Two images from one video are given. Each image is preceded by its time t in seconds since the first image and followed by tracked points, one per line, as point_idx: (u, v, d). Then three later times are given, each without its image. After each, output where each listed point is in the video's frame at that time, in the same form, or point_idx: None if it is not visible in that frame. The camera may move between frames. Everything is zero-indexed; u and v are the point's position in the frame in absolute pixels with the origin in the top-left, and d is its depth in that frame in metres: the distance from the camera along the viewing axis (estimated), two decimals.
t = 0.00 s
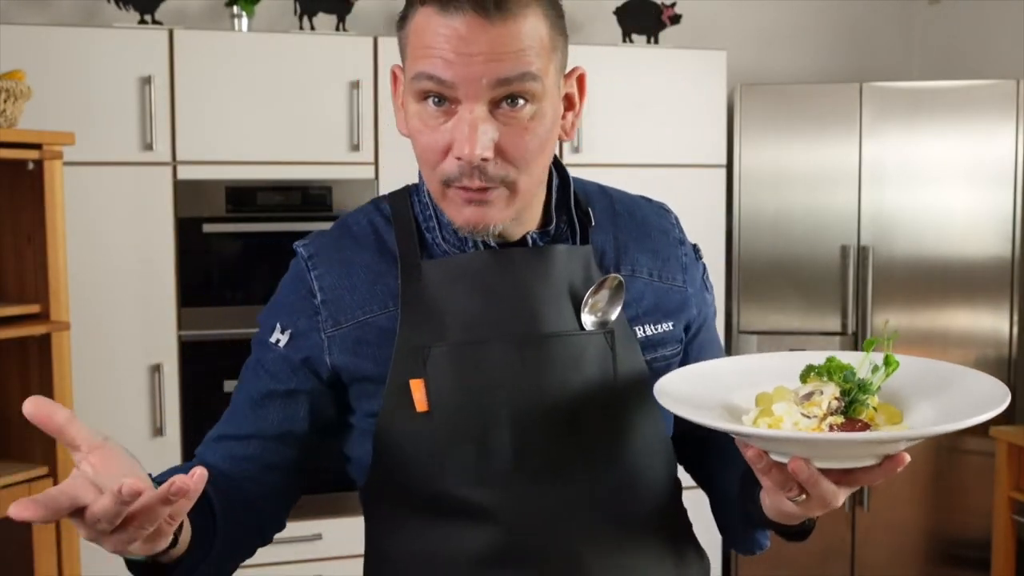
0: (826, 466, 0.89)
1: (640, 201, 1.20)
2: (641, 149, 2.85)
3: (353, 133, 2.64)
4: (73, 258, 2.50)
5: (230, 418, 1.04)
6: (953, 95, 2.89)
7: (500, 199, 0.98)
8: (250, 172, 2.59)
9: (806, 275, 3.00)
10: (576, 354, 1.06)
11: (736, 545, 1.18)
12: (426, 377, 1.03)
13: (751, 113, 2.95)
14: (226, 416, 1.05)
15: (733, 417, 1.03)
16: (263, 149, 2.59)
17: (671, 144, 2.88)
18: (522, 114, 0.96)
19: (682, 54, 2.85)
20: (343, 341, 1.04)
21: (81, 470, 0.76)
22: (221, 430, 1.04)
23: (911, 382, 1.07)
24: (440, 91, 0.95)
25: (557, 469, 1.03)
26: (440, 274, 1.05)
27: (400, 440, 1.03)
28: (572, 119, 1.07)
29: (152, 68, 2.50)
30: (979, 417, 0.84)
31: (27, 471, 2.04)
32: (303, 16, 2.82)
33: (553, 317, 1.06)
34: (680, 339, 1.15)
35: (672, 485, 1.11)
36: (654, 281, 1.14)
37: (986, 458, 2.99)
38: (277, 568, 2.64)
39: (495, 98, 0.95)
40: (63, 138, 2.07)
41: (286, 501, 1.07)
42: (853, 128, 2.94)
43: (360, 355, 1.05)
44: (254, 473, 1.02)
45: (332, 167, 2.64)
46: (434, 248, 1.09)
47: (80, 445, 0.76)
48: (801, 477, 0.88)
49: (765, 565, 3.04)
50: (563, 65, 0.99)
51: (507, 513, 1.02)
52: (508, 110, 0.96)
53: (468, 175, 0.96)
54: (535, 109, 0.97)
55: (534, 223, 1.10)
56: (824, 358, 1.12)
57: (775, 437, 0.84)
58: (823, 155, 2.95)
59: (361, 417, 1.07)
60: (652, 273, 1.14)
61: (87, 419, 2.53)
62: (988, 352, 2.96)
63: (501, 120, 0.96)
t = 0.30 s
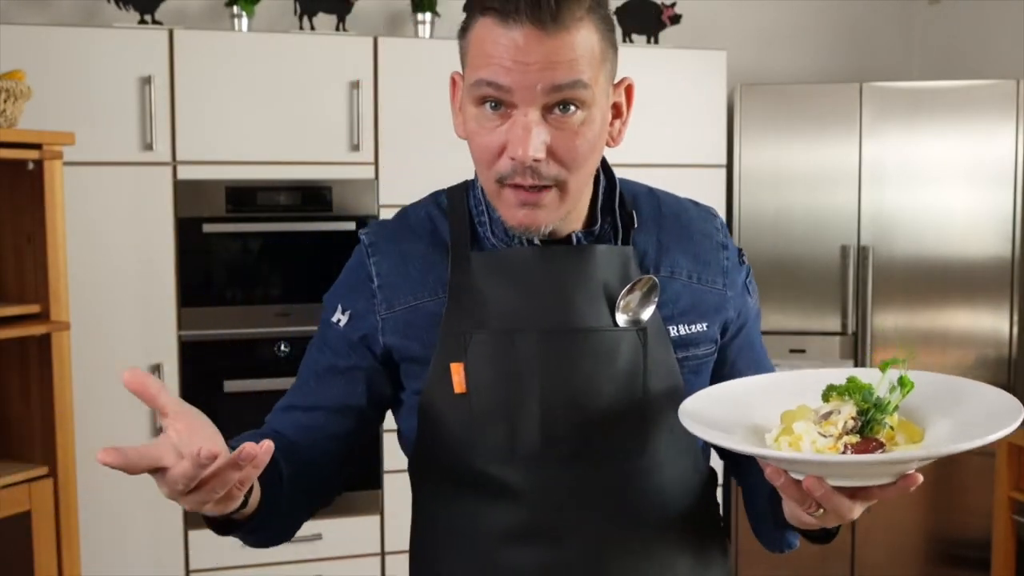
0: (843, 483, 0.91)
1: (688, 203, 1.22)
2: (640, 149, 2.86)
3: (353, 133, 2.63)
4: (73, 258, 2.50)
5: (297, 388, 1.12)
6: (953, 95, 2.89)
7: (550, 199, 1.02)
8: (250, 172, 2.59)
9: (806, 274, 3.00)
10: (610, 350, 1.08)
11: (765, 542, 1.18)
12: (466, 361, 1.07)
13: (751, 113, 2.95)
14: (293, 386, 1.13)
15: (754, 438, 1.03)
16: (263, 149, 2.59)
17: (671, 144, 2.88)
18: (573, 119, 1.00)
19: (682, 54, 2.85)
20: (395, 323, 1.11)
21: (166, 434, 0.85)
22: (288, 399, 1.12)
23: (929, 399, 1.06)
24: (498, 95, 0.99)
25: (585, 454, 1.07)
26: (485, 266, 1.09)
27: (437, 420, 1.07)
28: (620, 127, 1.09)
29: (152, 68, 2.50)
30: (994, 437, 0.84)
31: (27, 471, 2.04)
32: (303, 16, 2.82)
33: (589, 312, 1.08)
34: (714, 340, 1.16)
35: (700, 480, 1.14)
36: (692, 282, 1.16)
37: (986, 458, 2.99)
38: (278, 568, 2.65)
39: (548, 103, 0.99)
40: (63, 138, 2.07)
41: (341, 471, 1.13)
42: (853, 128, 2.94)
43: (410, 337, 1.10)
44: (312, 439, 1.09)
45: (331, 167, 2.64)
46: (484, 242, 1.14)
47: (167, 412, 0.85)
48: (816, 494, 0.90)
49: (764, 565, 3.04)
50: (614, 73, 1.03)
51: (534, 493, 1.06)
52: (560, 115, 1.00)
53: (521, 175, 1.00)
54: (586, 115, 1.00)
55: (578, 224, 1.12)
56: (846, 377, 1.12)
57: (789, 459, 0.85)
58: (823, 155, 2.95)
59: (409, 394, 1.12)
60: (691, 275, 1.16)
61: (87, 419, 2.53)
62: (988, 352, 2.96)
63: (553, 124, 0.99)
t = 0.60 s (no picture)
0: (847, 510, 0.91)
1: (723, 215, 1.23)
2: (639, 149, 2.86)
3: (353, 133, 2.63)
4: (73, 258, 2.50)
5: (345, 371, 1.20)
6: (953, 95, 2.89)
7: (579, 202, 1.06)
8: (250, 172, 2.59)
9: (805, 274, 3.00)
10: (622, 356, 1.12)
11: (779, 545, 1.18)
12: (485, 355, 1.13)
13: (751, 113, 2.95)
14: (342, 369, 1.21)
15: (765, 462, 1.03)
16: (263, 149, 2.59)
17: (671, 144, 2.88)
18: (603, 126, 1.05)
19: (682, 54, 2.85)
20: (427, 313, 1.16)
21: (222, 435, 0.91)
22: (338, 382, 1.20)
23: (941, 432, 1.06)
24: (532, 101, 1.04)
25: (594, 449, 1.11)
26: (511, 266, 1.14)
27: (456, 408, 1.14)
28: (650, 136, 1.14)
29: (152, 68, 2.50)
30: (994, 473, 0.85)
31: (27, 471, 2.04)
32: (303, 16, 2.83)
33: (604, 319, 1.12)
34: (730, 352, 1.17)
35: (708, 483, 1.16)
36: (714, 295, 1.17)
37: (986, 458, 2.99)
38: (279, 568, 2.65)
39: (580, 110, 1.04)
40: (63, 138, 2.07)
41: (388, 447, 1.21)
42: (853, 128, 2.94)
43: (439, 328, 1.16)
44: (357, 419, 1.17)
45: (332, 167, 2.64)
46: (515, 242, 1.19)
47: (224, 415, 0.92)
48: (820, 518, 0.91)
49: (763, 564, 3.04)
50: (644, 85, 1.08)
51: (543, 482, 1.11)
52: (591, 122, 1.05)
53: (553, 178, 1.05)
54: (616, 123, 1.05)
55: (602, 232, 1.16)
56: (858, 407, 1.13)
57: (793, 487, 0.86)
58: (823, 155, 2.95)
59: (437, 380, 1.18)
60: (714, 288, 1.17)
61: (86, 418, 2.53)
62: (988, 352, 2.96)
63: (584, 131, 1.04)
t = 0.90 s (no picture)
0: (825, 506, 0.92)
1: (727, 213, 1.22)
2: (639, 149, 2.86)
3: (353, 133, 2.63)
4: (73, 258, 2.50)
5: (371, 373, 1.21)
6: (953, 95, 2.89)
7: (586, 190, 1.06)
8: (250, 172, 2.59)
9: (805, 274, 3.00)
10: (621, 351, 1.12)
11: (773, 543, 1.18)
12: (487, 344, 1.14)
13: (750, 113, 2.95)
14: (367, 371, 1.22)
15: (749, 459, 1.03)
16: (263, 149, 2.59)
17: (671, 144, 2.88)
18: (609, 115, 1.05)
19: (682, 54, 2.85)
20: (436, 306, 1.18)
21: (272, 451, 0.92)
22: (367, 385, 1.21)
23: (919, 429, 1.06)
24: (538, 93, 1.05)
25: (591, 440, 1.12)
26: (516, 259, 1.15)
27: (459, 396, 1.15)
28: (654, 129, 1.14)
29: (152, 68, 2.50)
30: (965, 468, 0.85)
31: (27, 471, 2.04)
32: (303, 16, 2.82)
33: (604, 312, 1.13)
34: (731, 348, 1.17)
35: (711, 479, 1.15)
36: (716, 292, 1.17)
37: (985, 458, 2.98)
38: (278, 568, 2.65)
39: (584, 100, 1.05)
40: (63, 138, 2.07)
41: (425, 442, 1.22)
42: (853, 128, 2.94)
43: (446, 319, 1.17)
44: (388, 419, 1.19)
45: (332, 167, 2.64)
46: (520, 236, 1.19)
47: (272, 430, 0.92)
48: (796, 515, 0.91)
49: (763, 564, 3.04)
50: (649, 77, 1.08)
51: (540, 471, 1.12)
52: (596, 112, 1.05)
53: (559, 166, 1.05)
54: (621, 113, 1.05)
55: (605, 226, 1.16)
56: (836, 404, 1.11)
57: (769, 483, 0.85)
58: (823, 155, 2.95)
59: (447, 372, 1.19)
60: (716, 286, 1.17)
61: (86, 419, 2.53)
62: (988, 352, 2.96)
63: (589, 120, 1.05)
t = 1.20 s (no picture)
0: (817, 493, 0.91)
1: (705, 205, 1.23)
2: (640, 149, 2.86)
3: (353, 133, 2.63)
4: (73, 258, 2.50)
5: (350, 388, 1.20)
6: (953, 95, 2.89)
7: (567, 179, 1.05)
8: (250, 172, 2.59)
9: (806, 274, 3.00)
10: (607, 345, 1.12)
11: (764, 539, 1.18)
12: (470, 348, 1.14)
13: (750, 113, 2.95)
14: (345, 386, 1.21)
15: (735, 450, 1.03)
16: (263, 149, 2.59)
17: (670, 144, 2.88)
18: (587, 103, 1.05)
19: (682, 54, 2.85)
20: (414, 313, 1.17)
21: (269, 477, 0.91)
22: (347, 400, 1.19)
23: (909, 413, 1.05)
24: (516, 83, 1.05)
25: (580, 439, 1.12)
26: (497, 260, 1.14)
27: (445, 402, 1.14)
28: (632, 119, 1.14)
29: (152, 68, 2.50)
30: (961, 446, 0.85)
31: (27, 471, 2.04)
32: (303, 16, 2.83)
33: (588, 309, 1.13)
34: (717, 341, 1.17)
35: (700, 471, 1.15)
36: (699, 284, 1.17)
37: (986, 459, 2.98)
38: (278, 569, 2.65)
39: (562, 89, 1.04)
40: (63, 138, 2.07)
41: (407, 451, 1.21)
42: (853, 128, 2.94)
43: (426, 324, 1.16)
44: (371, 433, 1.18)
45: (332, 167, 2.64)
46: (498, 237, 1.19)
47: (267, 454, 0.91)
48: (789, 503, 0.91)
49: (764, 565, 3.03)
50: (624, 66, 1.09)
51: (531, 473, 1.12)
52: (574, 101, 1.05)
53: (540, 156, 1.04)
54: (600, 101, 1.06)
55: (585, 222, 1.17)
56: (823, 389, 1.12)
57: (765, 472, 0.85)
58: (823, 154, 2.95)
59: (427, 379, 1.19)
60: (699, 278, 1.17)
61: (86, 419, 2.53)
62: (988, 352, 2.96)
63: (568, 109, 1.05)
